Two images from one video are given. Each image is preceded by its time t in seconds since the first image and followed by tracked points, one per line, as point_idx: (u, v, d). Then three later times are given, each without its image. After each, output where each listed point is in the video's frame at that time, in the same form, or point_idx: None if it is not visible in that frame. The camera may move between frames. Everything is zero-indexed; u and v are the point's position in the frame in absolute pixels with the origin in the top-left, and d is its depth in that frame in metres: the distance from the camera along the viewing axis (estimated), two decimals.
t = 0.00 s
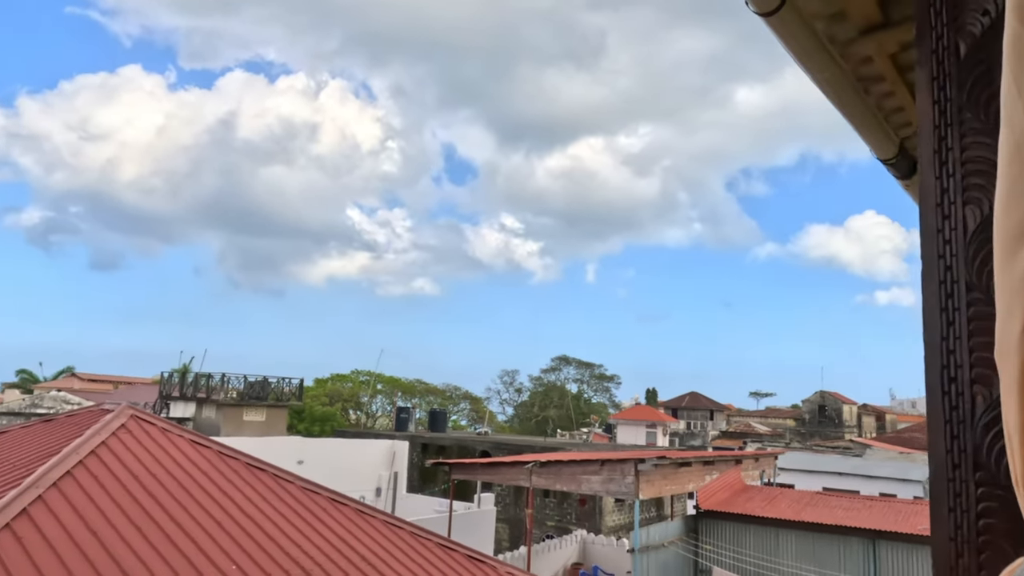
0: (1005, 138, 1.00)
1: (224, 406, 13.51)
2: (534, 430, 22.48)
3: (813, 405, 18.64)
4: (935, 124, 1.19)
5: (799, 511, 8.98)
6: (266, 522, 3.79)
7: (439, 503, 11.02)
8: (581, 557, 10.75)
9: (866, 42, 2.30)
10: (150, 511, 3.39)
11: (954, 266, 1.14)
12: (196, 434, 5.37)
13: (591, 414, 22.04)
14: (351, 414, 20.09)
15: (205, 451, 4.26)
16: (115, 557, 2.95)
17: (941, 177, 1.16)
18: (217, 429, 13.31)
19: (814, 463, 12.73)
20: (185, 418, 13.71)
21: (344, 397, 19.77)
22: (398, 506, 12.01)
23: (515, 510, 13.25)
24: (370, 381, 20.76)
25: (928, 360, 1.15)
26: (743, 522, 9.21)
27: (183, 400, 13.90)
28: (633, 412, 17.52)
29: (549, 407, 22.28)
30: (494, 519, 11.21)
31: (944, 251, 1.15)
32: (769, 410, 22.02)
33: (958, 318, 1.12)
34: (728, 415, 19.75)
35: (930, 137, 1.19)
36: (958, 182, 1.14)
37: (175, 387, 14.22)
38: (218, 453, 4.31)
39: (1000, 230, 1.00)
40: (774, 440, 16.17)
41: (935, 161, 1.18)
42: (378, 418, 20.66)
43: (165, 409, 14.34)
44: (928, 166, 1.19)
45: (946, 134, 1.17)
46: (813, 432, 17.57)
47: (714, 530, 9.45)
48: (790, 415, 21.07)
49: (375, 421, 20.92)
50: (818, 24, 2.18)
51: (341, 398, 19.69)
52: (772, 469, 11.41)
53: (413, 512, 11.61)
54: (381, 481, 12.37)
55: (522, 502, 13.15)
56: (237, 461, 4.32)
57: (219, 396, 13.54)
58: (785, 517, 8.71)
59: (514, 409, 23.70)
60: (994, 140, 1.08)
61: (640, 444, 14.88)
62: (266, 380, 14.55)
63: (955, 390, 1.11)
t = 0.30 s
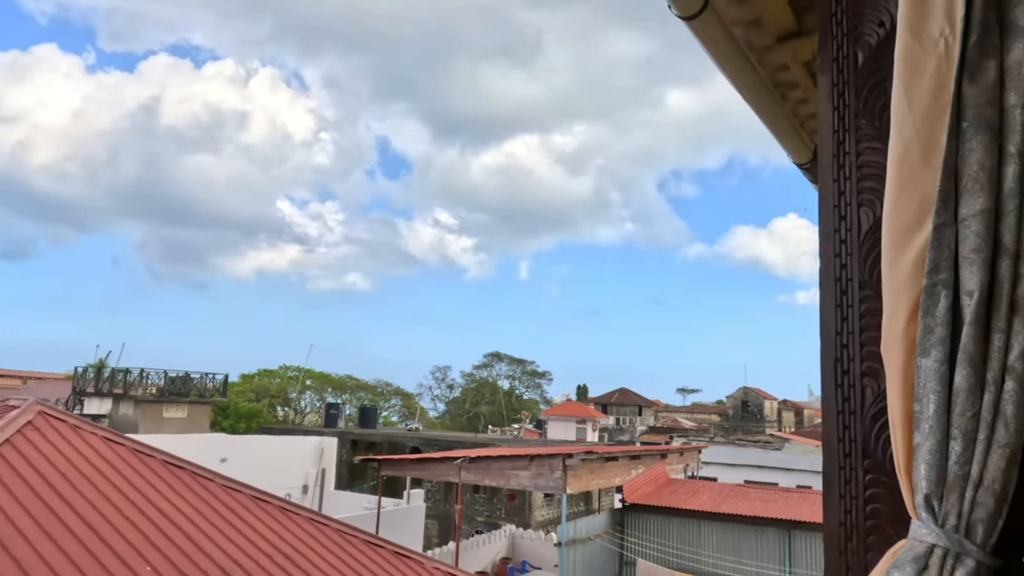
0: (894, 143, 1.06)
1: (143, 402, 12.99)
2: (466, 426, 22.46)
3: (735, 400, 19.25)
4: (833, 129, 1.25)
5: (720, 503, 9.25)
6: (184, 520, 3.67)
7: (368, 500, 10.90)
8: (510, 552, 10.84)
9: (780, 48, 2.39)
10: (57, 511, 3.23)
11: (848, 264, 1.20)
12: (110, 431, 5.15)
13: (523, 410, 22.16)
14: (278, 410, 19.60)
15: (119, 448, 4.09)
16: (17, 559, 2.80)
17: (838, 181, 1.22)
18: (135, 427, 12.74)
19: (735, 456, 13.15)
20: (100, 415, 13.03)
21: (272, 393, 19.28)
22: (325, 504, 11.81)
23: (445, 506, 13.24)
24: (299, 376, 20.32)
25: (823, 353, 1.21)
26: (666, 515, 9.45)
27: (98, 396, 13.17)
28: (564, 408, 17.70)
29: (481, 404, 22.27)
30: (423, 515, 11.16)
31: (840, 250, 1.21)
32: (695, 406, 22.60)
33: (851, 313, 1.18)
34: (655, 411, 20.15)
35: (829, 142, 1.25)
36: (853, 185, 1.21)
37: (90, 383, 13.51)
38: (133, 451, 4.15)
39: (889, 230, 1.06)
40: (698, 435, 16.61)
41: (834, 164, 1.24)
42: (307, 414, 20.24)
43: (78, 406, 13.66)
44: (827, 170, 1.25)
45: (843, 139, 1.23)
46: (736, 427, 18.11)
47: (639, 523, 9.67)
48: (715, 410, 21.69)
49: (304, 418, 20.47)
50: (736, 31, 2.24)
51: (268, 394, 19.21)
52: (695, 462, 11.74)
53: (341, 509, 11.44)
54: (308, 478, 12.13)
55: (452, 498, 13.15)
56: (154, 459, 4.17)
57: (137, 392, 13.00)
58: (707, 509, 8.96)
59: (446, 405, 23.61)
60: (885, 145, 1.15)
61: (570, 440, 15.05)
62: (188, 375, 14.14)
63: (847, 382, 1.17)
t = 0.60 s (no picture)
0: (796, 142, 1.11)
1: (55, 397, 12.31)
2: (397, 421, 22.26)
3: (663, 394, 19.68)
4: (742, 126, 1.29)
5: (646, 495, 9.45)
6: (95, 519, 3.51)
7: (294, 497, 10.68)
8: (439, 546, 10.87)
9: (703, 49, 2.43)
10: None
11: (754, 257, 1.24)
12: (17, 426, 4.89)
13: (455, 405, 22.11)
14: (202, 406, 18.92)
15: (25, 445, 3.89)
16: None
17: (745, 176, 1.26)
18: (46, 423, 12.09)
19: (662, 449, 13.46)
20: (6, 410, 12.28)
21: (195, 388, 18.65)
22: (250, 501, 11.51)
23: (374, 501, 13.10)
24: (223, 371, 19.85)
25: (728, 343, 1.25)
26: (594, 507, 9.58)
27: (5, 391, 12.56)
28: (496, 402, 17.74)
29: (412, 398, 22.12)
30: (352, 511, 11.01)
31: (747, 244, 1.26)
32: (624, 401, 23.01)
33: (755, 305, 1.23)
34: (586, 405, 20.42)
35: (739, 140, 1.30)
36: (759, 181, 1.25)
37: None
38: (40, 448, 3.95)
39: (789, 225, 1.10)
40: (627, 429, 16.93)
41: (742, 161, 1.28)
42: (232, 409, 19.68)
43: None
44: (736, 165, 1.29)
45: (751, 137, 1.28)
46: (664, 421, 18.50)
47: (567, 515, 9.80)
48: (644, 405, 22.13)
49: (229, 413, 19.89)
50: (660, 29, 2.27)
51: (191, 389, 18.57)
52: (622, 455, 11.97)
53: (266, 506, 11.18)
54: (232, 475, 11.82)
55: (382, 493, 13.04)
56: (64, 457, 3.98)
57: (49, 387, 12.36)
58: (633, 501, 9.12)
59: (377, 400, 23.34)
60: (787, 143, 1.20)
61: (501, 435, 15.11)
62: (104, 369, 13.51)
63: (752, 371, 1.22)
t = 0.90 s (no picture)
0: (712, 135, 1.13)
1: None
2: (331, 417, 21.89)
3: (598, 389, 19.93)
4: (662, 120, 1.32)
5: (579, 487, 9.57)
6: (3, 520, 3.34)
7: (222, 496, 10.38)
8: (373, 542, 10.77)
9: (632, 46, 2.46)
10: None
11: (672, 249, 1.27)
12: None
13: (390, 400, 21.89)
14: (124, 402, 18.11)
15: None
16: None
17: (665, 168, 1.29)
18: None
19: (595, 442, 13.64)
20: None
21: (117, 384, 17.86)
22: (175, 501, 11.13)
23: (306, 498, 12.87)
24: (148, 366, 19.06)
25: (647, 333, 1.27)
26: (527, 500, 9.64)
27: None
28: (432, 397, 17.65)
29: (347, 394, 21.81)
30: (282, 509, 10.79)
31: (665, 235, 1.28)
32: (560, 396, 23.20)
33: (673, 295, 1.26)
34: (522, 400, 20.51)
35: (659, 132, 1.32)
36: (678, 174, 1.28)
37: None
38: None
39: (705, 216, 1.13)
40: (562, 423, 17.08)
41: (661, 154, 1.30)
42: (157, 406, 18.98)
43: None
44: (656, 157, 1.31)
45: (671, 131, 1.30)
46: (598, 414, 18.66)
47: (501, 509, 9.84)
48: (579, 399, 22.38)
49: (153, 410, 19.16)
50: (591, 25, 2.29)
51: (113, 385, 17.77)
52: (556, 448, 12.09)
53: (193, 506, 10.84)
54: (156, 474, 11.41)
55: (314, 489, 12.83)
56: None
57: None
58: (566, 494, 9.22)
59: (310, 396, 22.89)
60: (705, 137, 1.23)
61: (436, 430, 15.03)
62: (17, 365, 12.81)
63: (668, 360, 1.24)
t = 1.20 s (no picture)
0: (636, 126, 1.15)
1: None
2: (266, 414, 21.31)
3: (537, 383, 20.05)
4: (590, 111, 1.33)
5: (516, 481, 9.63)
6: None
7: (148, 496, 10.01)
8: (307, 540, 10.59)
9: (566, 40, 2.46)
10: None
11: (598, 238, 1.29)
12: None
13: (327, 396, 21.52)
14: (43, 400, 17.15)
15: None
16: None
17: (592, 159, 1.30)
18: None
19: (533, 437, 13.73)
20: None
21: (35, 381, 16.86)
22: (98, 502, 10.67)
23: (238, 497, 12.53)
24: (69, 362, 18.08)
25: (572, 321, 1.29)
26: (464, 494, 9.64)
27: None
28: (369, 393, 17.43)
29: (282, 390, 21.38)
30: (213, 508, 10.48)
31: (591, 225, 1.30)
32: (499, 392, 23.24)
33: (598, 284, 1.27)
34: (461, 394, 20.45)
35: (586, 124, 1.33)
36: (604, 164, 1.30)
37: None
38: None
39: (629, 205, 1.15)
40: (500, 418, 17.12)
41: (588, 145, 1.32)
42: (79, 404, 18.04)
43: None
44: (583, 148, 1.33)
45: (598, 122, 1.32)
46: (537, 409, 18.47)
47: (439, 503, 9.76)
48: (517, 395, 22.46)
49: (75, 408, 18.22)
50: (525, 17, 2.29)
51: (31, 382, 16.77)
52: (494, 443, 12.10)
53: (118, 507, 10.44)
54: (78, 474, 10.86)
55: (246, 488, 12.51)
56: None
57: None
58: (503, 488, 9.27)
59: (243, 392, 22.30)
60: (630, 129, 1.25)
61: (373, 426, 14.87)
62: None
63: (593, 348, 1.26)
